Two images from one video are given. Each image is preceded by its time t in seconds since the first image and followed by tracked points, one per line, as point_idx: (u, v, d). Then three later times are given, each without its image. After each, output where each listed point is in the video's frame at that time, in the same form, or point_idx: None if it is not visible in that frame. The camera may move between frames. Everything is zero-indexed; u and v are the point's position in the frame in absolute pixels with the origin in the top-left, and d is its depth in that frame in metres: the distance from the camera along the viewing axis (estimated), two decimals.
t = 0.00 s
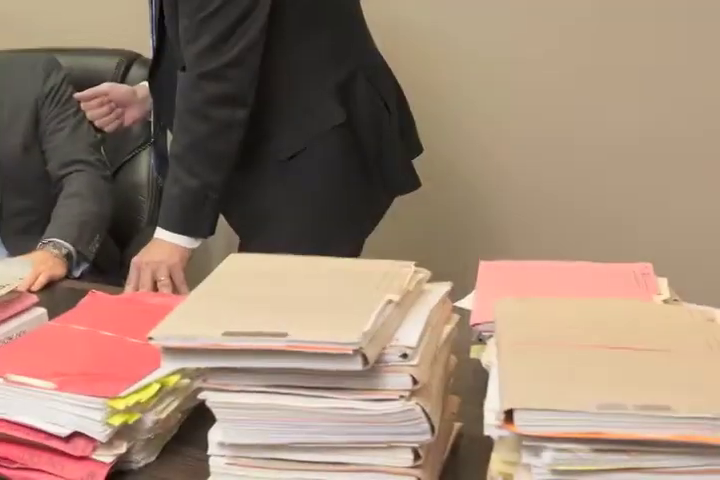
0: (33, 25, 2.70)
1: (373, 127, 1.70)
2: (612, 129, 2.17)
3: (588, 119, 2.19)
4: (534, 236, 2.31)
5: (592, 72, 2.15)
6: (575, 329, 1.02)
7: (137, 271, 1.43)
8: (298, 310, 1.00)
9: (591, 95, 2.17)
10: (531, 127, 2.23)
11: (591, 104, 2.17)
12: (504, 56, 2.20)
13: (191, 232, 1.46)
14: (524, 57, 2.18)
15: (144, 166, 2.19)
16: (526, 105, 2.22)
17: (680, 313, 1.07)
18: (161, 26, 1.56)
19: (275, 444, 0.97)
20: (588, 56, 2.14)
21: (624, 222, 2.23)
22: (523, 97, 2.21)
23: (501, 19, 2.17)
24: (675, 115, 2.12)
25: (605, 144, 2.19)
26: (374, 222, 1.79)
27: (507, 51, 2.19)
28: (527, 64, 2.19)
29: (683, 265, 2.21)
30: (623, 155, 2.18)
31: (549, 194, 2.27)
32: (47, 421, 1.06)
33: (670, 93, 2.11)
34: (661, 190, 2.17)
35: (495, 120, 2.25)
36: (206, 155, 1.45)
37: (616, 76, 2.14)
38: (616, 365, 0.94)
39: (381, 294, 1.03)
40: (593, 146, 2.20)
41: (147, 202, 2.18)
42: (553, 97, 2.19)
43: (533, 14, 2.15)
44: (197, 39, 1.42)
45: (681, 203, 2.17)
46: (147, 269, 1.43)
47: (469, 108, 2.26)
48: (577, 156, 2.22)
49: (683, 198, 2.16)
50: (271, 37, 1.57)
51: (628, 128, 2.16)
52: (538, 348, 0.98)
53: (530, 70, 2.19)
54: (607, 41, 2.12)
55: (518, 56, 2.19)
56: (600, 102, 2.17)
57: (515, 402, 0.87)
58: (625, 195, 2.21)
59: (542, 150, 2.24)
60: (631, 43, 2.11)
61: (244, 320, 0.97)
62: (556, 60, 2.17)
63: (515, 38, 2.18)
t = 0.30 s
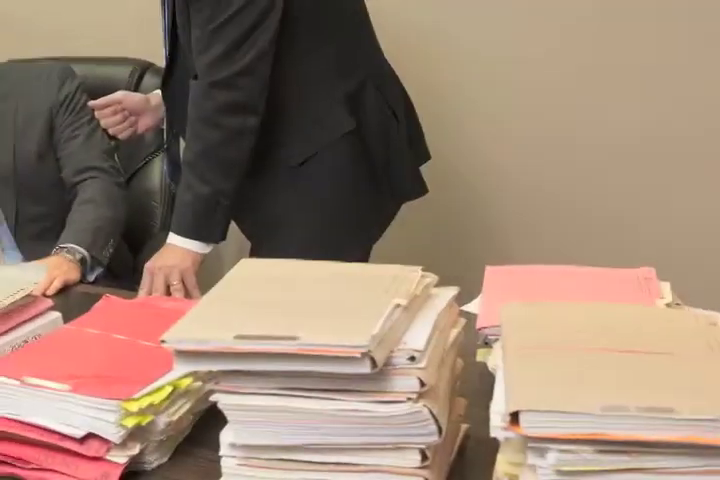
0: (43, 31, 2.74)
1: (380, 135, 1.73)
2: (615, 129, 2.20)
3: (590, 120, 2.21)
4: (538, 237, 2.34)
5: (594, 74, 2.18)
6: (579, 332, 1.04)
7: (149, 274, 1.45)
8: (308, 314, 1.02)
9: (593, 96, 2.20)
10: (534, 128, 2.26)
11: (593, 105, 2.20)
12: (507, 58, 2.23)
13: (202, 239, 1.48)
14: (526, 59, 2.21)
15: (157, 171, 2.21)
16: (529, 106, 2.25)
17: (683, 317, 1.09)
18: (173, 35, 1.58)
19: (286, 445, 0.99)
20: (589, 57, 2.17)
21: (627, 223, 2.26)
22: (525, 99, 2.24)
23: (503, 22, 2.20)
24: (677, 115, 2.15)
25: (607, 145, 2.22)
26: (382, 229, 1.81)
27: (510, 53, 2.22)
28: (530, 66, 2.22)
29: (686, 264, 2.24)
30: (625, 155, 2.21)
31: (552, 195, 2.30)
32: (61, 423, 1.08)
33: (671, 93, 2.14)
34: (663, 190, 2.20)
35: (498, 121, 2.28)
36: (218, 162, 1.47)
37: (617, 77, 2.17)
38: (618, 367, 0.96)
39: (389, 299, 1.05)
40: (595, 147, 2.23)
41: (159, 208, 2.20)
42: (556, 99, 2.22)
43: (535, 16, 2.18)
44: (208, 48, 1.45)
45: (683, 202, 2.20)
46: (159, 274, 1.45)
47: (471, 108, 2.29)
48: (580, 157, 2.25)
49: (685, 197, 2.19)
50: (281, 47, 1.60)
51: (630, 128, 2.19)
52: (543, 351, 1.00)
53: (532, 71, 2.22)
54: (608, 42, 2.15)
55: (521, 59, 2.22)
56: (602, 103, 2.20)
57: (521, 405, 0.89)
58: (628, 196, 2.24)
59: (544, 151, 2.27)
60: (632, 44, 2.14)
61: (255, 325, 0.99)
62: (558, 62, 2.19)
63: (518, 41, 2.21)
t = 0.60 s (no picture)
0: (59, 41, 2.79)
1: (389, 142, 1.75)
2: (620, 135, 2.22)
3: (596, 126, 2.24)
4: (545, 241, 2.36)
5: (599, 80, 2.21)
6: (583, 335, 1.06)
7: (162, 279, 1.48)
8: (318, 318, 1.04)
9: (599, 102, 2.22)
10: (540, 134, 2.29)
11: (599, 110, 2.23)
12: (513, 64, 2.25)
13: (214, 244, 1.51)
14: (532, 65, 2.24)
15: (170, 178, 2.23)
16: (534, 112, 2.28)
17: (686, 320, 1.11)
18: (186, 45, 1.61)
19: (296, 446, 1.01)
20: (594, 63, 2.20)
21: (634, 227, 2.28)
22: (531, 104, 2.27)
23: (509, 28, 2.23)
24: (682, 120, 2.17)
25: (613, 149, 2.24)
26: (390, 234, 1.84)
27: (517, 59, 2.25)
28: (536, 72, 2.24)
29: (692, 267, 2.26)
30: (631, 160, 2.23)
31: (559, 200, 2.32)
32: (76, 424, 1.10)
33: (677, 98, 2.16)
34: (669, 194, 2.22)
35: (505, 126, 2.31)
36: (230, 170, 1.50)
37: (623, 83, 2.19)
38: (621, 370, 0.98)
39: (397, 303, 1.07)
40: (602, 152, 2.25)
41: (172, 214, 2.23)
42: (562, 104, 2.25)
43: (540, 23, 2.20)
44: (219, 57, 1.48)
45: (689, 207, 2.22)
46: (172, 278, 1.48)
47: (471, 107, 2.33)
48: (586, 162, 2.27)
49: (691, 201, 2.21)
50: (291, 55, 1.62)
51: (636, 133, 2.21)
52: (548, 353, 1.02)
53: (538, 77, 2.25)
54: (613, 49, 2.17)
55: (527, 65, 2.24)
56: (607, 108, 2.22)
57: (526, 407, 0.91)
58: (634, 200, 2.26)
59: (550, 155, 2.29)
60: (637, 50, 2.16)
61: (266, 328, 1.02)
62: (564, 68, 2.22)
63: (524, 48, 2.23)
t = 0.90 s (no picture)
0: (72, 50, 2.83)
1: (397, 149, 1.77)
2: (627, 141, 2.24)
3: (602, 132, 2.26)
4: (552, 247, 2.38)
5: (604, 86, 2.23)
6: (588, 339, 1.08)
7: (176, 283, 1.51)
8: (328, 321, 1.07)
9: (606, 108, 2.24)
10: (548, 140, 2.31)
11: (606, 116, 2.25)
12: (520, 71, 2.28)
13: (225, 249, 1.53)
14: (540, 74, 2.27)
15: (183, 185, 2.26)
16: (541, 118, 2.30)
17: (690, 323, 1.13)
18: (198, 54, 1.64)
19: (307, 447, 1.03)
20: (601, 70, 2.22)
21: (640, 233, 2.29)
22: (538, 111, 2.30)
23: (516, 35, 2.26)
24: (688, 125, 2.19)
25: (619, 155, 2.26)
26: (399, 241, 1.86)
27: (524, 66, 2.27)
28: (543, 79, 2.27)
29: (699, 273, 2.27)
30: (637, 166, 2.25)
31: (566, 206, 2.34)
32: (91, 426, 1.13)
33: (682, 105, 2.18)
34: (676, 200, 2.24)
35: (512, 133, 2.33)
36: (242, 176, 1.53)
37: (629, 89, 2.21)
38: (626, 372, 1.00)
39: (406, 307, 1.09)
40: (608, 158, 2.27)
41: (185, 219, 2.25)
42: (569, 111, 2.27)
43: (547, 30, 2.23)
44: (231, 66, 1.51)
45: (696, 212, 2.23)
46: (185, 282, 1.51)
47: (472, 108, 2.35)
48: (593, 169, 2.29)
49: (698, 207, 2.23)
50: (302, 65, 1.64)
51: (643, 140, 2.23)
52: (553, 356, 1.04)
53: (545, 83, 2.27)
54: (619, 55, 2.20)
55: (534, 72, 2.27)
56: (614, 114, 2.24)
57: (532, 408, 0.93)
58: (641, 206, 2.28)
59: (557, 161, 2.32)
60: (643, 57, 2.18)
61: (278, 332, 1.04)
62: (571, 75, 2.24)
63: (531, 55, 2.26)
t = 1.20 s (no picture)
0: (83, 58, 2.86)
1: (405, 157, 1.80)
2: (634, 147, 2.27)
3: (609, 138, 2.28)
4: (560, 253, 2.40)
5: (610, 93, 2.25)
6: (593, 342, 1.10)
7: (189, 288, 1.54)
8: (338, 325, 1.09)
9: (612, 115, 2.26)
10: (555, 147, 2.33)
11: (613, 123, 2.27)
12: (528, 79, 2.30)
13: (237, 254, 1.55)
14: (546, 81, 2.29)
15: (196, 192, 2.27)
16: (548, 124, 2.32)
17: (692, 327, 1.15)
18: (211, 64, 1.67)
19: (317, 448, 1.06)
20: (607, 77, 2.24)
21: (647, 239, 2.31)
22: (544, 117, 2.32)
23: (524, 43, 2.28)
24: (694, 132, 2.21)
25: (626, 161, 2.28)
26: (408, 247, 1.88)
27: (531, 74, 2.29)
28: (550, 86, 2.29)
29: (705, 278, 2.29)
30: (644, 172, 2.27)
31: (572, 211, 2.36)
32: (105, 427, 1.15)
33: (688, 111, 2.20)
34: (682, 206, 2.26)
35: (519, 140, 2.36)
36: (254, 183, 1.55)
37: (635, 96, 2.24)
38: (629, 375, 1.02)
39: (414, 311, 1.11)
40: (615, 165, 2.29)
41: (199, 225, 2.27)
42: (576, 118, 2.29)
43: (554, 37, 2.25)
44: (243, 75, 1.53)
45: (702, 218, 2.25)
46: (198, 287, 1.53)
47: (479, 116, 2.37)
48: (600, 175, 2.31)
49: (704, 213, 2.25)
50: (312, 74, 1.67)
51: (650, 146, 2.25)
52: (558, 359, 1.06)
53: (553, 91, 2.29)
54: (626, 63, 2.22)
55: (541, 79, 2.29)
56: (621, 121, 2.26)
57: (537, 410, 0.95)
58: (647, 212, 2.30)
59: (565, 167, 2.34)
60: (649, 64, 2.20)
61: (288, 335, 1.06)
62: (578, 82, 2.27)
63: (539, 62, 2.28)
